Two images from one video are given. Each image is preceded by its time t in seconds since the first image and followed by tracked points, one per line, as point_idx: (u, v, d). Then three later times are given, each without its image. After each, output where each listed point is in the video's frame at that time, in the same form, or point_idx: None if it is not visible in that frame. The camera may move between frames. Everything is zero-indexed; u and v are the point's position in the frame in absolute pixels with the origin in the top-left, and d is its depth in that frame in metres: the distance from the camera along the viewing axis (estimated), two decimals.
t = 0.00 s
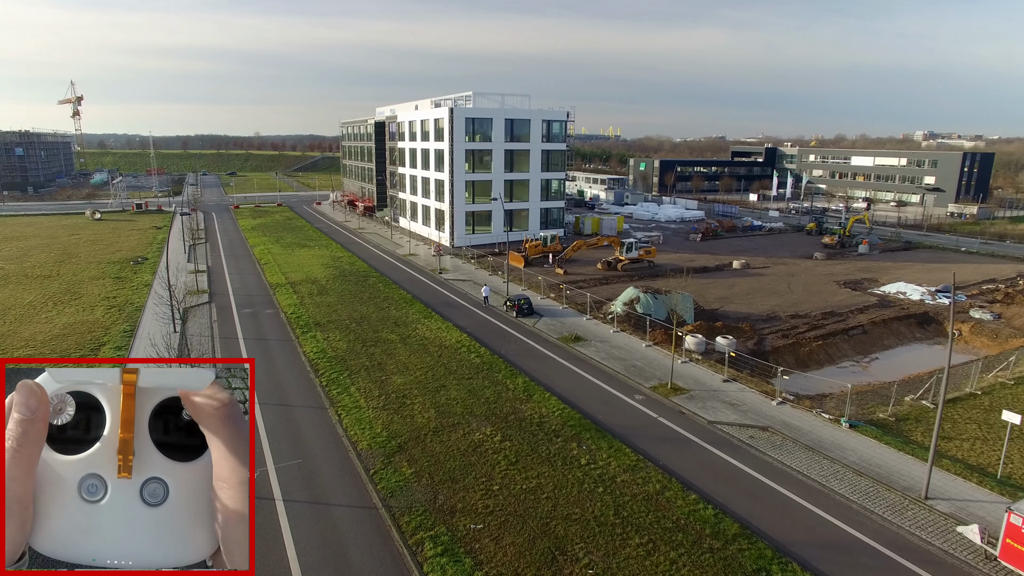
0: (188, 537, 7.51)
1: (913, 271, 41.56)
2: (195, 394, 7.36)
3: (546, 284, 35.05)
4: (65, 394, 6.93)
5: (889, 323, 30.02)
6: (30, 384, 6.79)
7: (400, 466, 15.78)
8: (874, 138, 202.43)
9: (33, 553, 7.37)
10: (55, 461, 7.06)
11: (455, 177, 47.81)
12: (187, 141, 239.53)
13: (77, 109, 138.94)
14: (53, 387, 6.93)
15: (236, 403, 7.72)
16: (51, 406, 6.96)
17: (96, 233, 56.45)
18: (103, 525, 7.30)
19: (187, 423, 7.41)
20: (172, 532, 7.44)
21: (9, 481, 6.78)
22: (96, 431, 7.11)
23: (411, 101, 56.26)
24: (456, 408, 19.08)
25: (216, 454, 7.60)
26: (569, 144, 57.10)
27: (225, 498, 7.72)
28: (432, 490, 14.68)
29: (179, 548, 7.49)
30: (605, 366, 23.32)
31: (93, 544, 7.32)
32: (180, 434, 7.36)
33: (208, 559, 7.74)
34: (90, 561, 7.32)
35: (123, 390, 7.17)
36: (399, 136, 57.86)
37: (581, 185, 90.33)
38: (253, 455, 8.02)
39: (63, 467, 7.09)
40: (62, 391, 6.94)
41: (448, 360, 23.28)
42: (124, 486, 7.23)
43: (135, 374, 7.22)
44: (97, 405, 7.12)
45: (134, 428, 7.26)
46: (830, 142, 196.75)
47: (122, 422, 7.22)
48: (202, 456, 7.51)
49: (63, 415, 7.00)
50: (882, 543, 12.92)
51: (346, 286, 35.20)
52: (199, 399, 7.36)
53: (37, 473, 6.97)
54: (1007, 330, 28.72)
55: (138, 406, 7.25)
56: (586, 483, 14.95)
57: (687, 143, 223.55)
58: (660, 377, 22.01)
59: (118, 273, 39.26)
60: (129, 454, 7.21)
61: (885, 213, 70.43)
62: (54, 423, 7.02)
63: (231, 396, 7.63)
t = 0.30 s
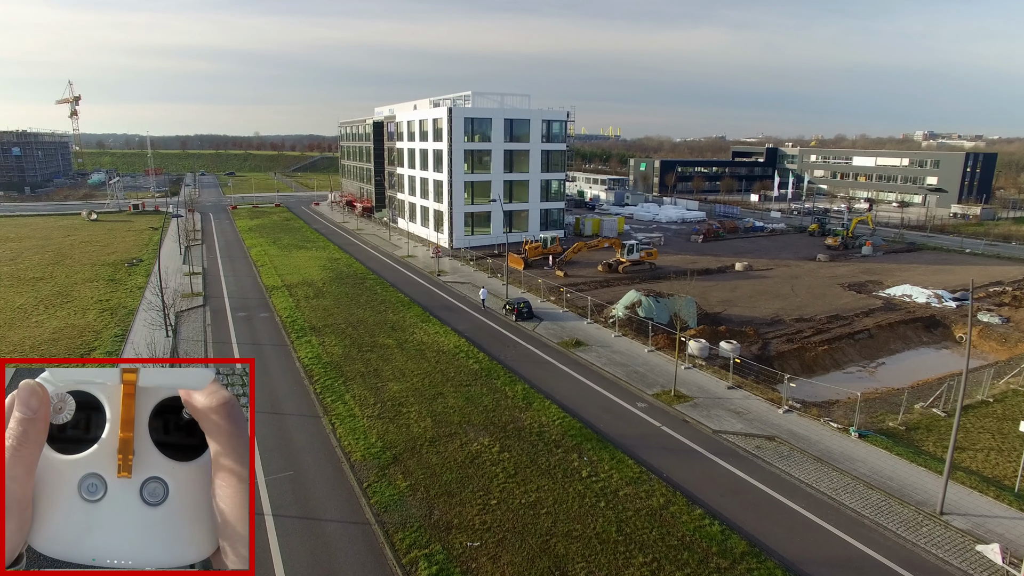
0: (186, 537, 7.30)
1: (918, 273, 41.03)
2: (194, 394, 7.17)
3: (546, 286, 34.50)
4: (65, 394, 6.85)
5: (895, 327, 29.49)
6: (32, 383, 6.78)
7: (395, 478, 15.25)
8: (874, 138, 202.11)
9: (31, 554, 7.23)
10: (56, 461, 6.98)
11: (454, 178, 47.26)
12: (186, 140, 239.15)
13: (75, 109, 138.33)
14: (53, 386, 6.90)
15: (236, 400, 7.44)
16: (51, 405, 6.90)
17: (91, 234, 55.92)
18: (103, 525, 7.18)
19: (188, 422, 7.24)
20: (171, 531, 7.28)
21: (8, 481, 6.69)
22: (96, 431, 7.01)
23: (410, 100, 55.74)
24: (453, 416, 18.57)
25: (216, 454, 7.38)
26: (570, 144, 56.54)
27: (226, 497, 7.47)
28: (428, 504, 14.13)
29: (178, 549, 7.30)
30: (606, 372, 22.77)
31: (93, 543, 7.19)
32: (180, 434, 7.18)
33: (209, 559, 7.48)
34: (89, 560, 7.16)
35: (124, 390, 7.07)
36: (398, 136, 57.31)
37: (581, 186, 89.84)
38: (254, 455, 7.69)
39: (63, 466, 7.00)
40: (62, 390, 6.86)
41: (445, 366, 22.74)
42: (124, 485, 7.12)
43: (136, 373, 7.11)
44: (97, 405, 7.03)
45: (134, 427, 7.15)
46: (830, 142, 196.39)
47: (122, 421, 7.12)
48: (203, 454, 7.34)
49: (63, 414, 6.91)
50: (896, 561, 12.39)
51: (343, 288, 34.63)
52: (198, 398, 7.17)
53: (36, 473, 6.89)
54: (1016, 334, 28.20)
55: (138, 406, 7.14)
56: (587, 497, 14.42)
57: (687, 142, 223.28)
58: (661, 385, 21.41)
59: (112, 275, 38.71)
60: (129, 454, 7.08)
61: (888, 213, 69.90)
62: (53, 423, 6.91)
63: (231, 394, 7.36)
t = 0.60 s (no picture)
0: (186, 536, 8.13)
1: (922, 275, 40.48)
2: (196, 394, 7.91)
3: (545, 289, 33.95)
4: (66, 394, 7.51)
5: (902, 330, 28.87)
6: (33, 383, 7.39)
7: (388, 492, 14.67)
8: (874, 138, 201.70)
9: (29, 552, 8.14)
10: (56, 460, 7.68)
11: (453, 178, 46.66)
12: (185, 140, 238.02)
13: (72, 108, 137.14)
14: (53, 386, 7.52)
15: (235, 402, 8.20)
16: (51, 405, 7.55)
17: (86, 235, 55.16)
18: (103, 523, 7.96)
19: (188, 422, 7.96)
20: (171, 530, 8.07)
21: (10, 479, 7.45)
22: (95, 431, 7.73)
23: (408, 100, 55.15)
24: (450, 426, 17.97)
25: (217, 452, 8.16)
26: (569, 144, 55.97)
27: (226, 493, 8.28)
28: (422, 521, 13.56)
29: (178, 548, 8.11)
30: (607, 378, 22.18)
31: (91, 545, 8.03)
32: (180, 434, 7.90)
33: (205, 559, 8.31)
34: (90, 561, 8.04)
35: (123, 390, 7.80)
36: (396, 136, 56.72)
37: (581, 186, 89.23)
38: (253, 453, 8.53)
39: (63, 464, 7.71)
40: (63, 390, 7.52)
41: (442, 372, 22.16)
42: (124, 485, 7.88)
43: (135, 375, 7.84)
44: (97, 404, 7.72)
45: (134, 427, 7.88)
46: (829, 142, 195.91)
47: (122, 421, 7.85)
48: (204, 454, 8.10)
49: (64, 414, 7.61)
50: None
51: (339, 291, 34.07)
52: (199, 397, 7.91)
53: (37, 472, 7.62)
54: None
55: (138, 406, 7.88)
56: (588, 513, 13.82)
57: (687, 142, 222.77)
58: (664, 392, 20.81)
59: (105, 278, 38.09)
60: (128, 453, 7.83)
61: (890, 214, 69.28)
62: (53, 423, 7.62)
63: (230, 396, 8.12)
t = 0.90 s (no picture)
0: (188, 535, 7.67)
1: (928, 277, 39.83)
2: (194, 395, 7.54)
3: (545, 292, 33.28)
4: (66, 394, 7.20)
5: (909, 335, 28.21)
6: (29, 383, 7.04)
7: (380, 510, 14.03)
8: (874, 138, 201.17)
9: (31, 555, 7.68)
10: (55, 461, 7.32)
11: (451, 179, 46.04)
12: (183, 140, 237.04)
13: (69, 109, 136.44)
14: (52, 386, 7.21)
15: (235, 402, 7.79)
16: (49, 405, 7.22)
17: (80, 237, 54.51)
18: (103, 524, 7.58)
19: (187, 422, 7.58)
20: (172, 532, 7.63)
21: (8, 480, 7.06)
22: (96, 431, 7.40)
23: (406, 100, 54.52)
24: (445, 437, 17.35)
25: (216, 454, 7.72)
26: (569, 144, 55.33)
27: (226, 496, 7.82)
28: (415, 540, 12.91)
29: (179, 549, 7.66)
30: (607, 386, 21.54)
31: (92, 545, 7.62)
32: (180, 434, 7.51)
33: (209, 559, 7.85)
34: (90, 561, 7.62)
35: (124, 390, 7.51)
36: (394, 136, 56.11)
37: (581, 187, 88.57)
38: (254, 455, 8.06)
39: (63, 465, 7.34)
40: (62, 390, 7.20)
41: (438, 379, 21.54)
42: (124, 485, 7.50)
43: (135, 374, 7.54)
44: (97, 404, 7.44)
45: (134, 427, 7.54)
46: (830, 142, 195.38)
47: (122, 421, 7.54)
48: (204, 455, 7.68)
49: (63, 415, 7.27)
50: None
51: (334, 294, 33.43)
52: (198, 398, 7.53)
53: (36, 473, 7.25)
54: None
55: (138, 406, 7.56)
56: (589, 531, 13.19)
57: (687, 142, 222.40)
58: (667, 400, 20.18)
59: (97, 280, 37.43)
60: (129, 453, 7.48)
61: (893, 215, 68.62)
62: (53, 423, 7.27)
63: (230, 397, 7.71)
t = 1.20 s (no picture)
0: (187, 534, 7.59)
1: (934, 279, 39.16)
2: (196, 395, 7.46)
3: (544, 295, 32.61)
4: (66, 394, 7.07)
5: (918, 340, 27.51)
6: (30, 383, 6.97)
7: (370, 529, 13.34)
8: (875, 138, 200.53)
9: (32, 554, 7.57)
10: (57, 462, 7.24)
11: (449, 180, 45.39)
12: (181, 140, 235.95)
13: (66, 108, 135.58)
14: (53, 386, 7.07)
15: (236, 400, 7.81)
16: (49, 405, 7.10)
17: (74, 238, 53.84)
18: (104, 525, 7.47)
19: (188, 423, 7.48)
20: (172, 532, 7.54)
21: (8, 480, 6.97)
22: (96, 431, 7.27)
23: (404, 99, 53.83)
24: (440, 449, 16.66)
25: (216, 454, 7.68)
26: (569, 144, 54.65)
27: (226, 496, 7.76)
28: (406, 562, 12.25)
29: (179, 548, 7.59)
30: (608, 394, 20.83)
31: (93, 545, 7.51)
32: (181, 434, 7.41)
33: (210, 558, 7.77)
34: (90, 561, 7.48)
35: (123, 390, 7.35)
36: (392, 136, 55.42)
37: (581, 187, 87.85)
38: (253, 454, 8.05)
39: (64, 465, 7.25)
40: (62, 391, 7.07)
41: (433, 388, 20.81)
42: (124, 486, 7.38)
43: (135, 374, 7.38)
44: (98, 405, 7.29)
45: (134, 427, 7.40)
46: (830, 142, 194.81)
47: (122, 421, 7.40)
48: (204, 455, 7.62)
49: (63, 414, 7.16)
50: None
51: (329, 298, 32.75)
52: (199, 398, 7.47)
53: (37, 472, 7.18)
54: None
55: (138, 406, 7.40)
56: (590, 553, 12.53)
57: (688, 142, 221.84)
58: (672, 410, 19.44)
59: (88, 282, 36.78)
60: (129, 453, 7.35)
61: (896, 215, 67.92)
62: (53, 423, 7.18)
63: (231, 394, 7.70)
